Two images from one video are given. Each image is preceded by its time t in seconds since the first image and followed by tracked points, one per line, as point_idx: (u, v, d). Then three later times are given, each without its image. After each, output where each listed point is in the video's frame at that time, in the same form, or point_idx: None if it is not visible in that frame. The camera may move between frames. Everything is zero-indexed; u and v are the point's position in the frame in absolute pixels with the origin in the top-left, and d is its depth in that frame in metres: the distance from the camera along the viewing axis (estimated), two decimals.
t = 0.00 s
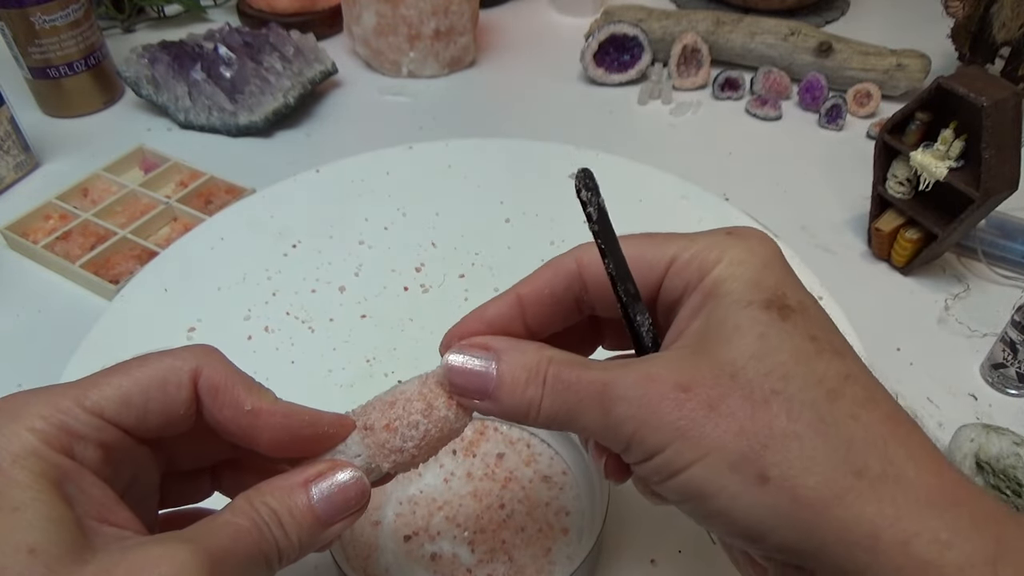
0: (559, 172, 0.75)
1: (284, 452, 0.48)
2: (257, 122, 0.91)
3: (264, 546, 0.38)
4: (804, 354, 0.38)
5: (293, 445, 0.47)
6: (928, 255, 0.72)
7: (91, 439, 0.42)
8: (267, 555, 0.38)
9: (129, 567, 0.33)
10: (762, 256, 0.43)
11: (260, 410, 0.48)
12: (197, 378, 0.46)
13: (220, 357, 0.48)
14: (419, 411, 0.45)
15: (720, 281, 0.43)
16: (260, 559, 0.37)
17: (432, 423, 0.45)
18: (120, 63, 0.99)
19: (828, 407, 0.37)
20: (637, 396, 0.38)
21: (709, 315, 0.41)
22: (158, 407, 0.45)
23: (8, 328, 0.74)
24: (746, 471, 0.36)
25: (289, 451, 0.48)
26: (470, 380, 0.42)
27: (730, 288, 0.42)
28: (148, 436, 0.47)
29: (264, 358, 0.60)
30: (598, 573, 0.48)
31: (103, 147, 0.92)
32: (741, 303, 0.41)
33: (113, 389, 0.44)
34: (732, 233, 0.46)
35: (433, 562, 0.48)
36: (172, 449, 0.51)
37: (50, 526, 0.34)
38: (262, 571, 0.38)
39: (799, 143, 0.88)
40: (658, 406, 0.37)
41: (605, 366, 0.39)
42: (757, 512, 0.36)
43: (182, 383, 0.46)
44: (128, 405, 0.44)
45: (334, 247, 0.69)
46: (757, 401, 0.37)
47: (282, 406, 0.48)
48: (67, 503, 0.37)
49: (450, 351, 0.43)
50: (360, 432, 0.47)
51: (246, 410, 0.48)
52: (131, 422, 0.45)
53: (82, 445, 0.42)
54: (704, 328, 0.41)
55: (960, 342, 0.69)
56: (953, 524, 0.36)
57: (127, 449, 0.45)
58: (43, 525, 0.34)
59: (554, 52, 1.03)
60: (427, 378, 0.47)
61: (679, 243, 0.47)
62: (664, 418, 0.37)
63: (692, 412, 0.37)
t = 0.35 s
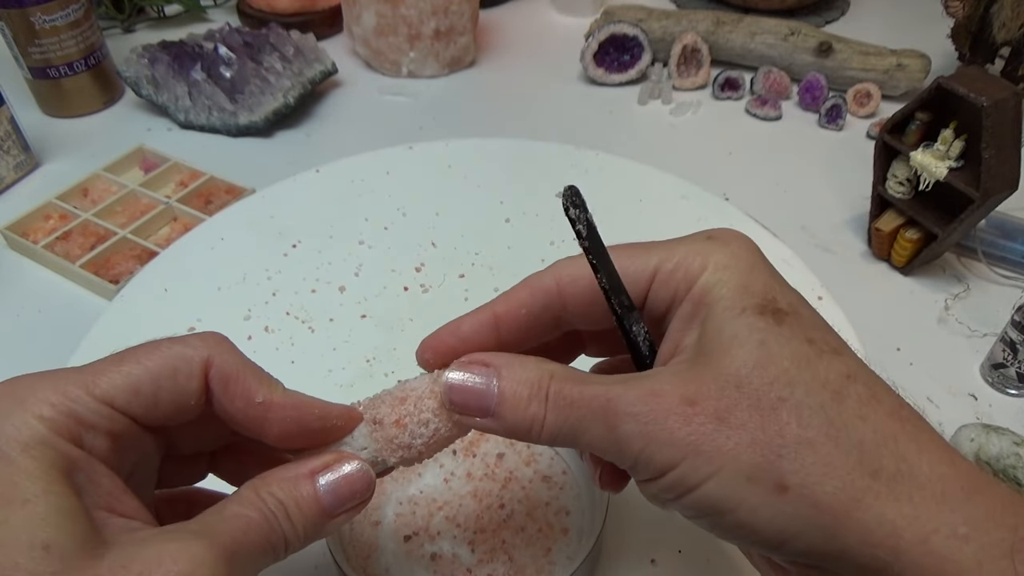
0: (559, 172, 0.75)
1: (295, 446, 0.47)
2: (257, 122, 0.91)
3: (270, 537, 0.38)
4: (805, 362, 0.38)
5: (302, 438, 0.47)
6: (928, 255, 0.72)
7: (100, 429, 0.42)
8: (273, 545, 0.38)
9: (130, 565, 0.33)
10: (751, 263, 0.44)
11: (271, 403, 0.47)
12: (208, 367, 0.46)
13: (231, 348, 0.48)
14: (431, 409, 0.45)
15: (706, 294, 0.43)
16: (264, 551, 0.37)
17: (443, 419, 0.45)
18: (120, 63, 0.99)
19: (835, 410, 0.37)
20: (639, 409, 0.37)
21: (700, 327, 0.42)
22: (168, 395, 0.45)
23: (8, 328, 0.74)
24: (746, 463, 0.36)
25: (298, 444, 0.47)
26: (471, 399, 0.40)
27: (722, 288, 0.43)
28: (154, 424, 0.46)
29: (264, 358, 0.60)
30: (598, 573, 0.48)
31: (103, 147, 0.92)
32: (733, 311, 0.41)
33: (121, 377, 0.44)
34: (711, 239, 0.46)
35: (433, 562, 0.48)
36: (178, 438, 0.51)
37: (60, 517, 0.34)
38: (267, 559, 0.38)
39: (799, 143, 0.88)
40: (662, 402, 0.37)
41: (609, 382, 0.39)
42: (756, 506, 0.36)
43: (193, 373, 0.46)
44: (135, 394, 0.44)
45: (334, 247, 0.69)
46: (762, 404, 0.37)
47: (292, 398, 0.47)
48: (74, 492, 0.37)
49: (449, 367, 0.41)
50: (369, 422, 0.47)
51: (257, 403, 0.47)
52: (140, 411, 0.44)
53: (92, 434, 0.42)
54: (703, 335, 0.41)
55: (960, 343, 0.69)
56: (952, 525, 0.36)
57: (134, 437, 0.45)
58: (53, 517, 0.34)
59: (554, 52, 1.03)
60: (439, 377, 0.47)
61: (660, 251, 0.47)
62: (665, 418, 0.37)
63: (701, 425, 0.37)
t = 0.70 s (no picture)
0: (559, 171, 0.75)
1: (281, 408, 0.52)
2: (257, 122, 0.91)
3: (274, 532, 0.38)
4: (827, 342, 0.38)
5: (293, 395, 0.51)
6: (928, 255, 0.72)
7: (91, 421, 0.42)
8: (276, 539, 0.38)
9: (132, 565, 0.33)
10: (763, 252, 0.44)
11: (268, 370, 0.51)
12: (197, 352, 0.48)
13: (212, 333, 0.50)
14: (435, 392, 0.45)
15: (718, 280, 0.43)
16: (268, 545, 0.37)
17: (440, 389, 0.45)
18: (120, 63, 0.99)
19: (854, 385, 0.37)
20: (660, 389, 0.37)
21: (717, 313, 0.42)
22: (158, 381, 0.46)
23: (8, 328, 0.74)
24: (753, 459, 0.36)
25: (293, 409, 0.52)
26: (478, 384, 0.40)
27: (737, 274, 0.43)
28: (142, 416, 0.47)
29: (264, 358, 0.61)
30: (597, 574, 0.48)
31: (103, 147, 0.92)
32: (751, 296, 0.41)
33: (111, 367, 0.44)
34: (720, 227, 0.47)
35: (434, 562, 0.48)
36: (167, 433, 0.51)
37: (62, 517, 0.34)
38: (271, 552, 0.38)
39: (799, 143, 0.88)
40: (680, 382, 0.37)
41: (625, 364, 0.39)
42: (784, 483, 0.36)
43: (183, 359, 0.47)
44: (126, 383, 0.45)
45: (334, 247, 0.69)
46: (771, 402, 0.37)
47: (285, 365, 0.51)
48: (73, 487, 0.37)
49: (455, 353, 0.40)
50: (372, 407, 0.47)
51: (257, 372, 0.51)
52: (131, 401, 0.45)
53: (82, 426, 0.42)
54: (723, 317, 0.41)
55: (960, 343, 0.69)
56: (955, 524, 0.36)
57: (124, 430, 0.46)
58: (55, 518, 0.34)
59: (554, 52, 1.03)
60: (441, 359, 0.46)
61: (668, 245, 0.47)
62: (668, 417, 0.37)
63: (724, 403, 0.37)
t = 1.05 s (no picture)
0: (558, 171, 0.75)
1: (291, 424, 0.51)
2: (257, 123, 0.91)
3: (268, 527, 0.38)
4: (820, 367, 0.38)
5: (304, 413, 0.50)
6: (928, 255, 0.72)
7: (92, 432, 0.42)
8: (271, 535, 0.38)
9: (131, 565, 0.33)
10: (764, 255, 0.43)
11: (277, 389, 0.50)
12: (206, 367, 0.47)
13: (221, 346, 0.49)
14: (423, 387, 0.45)
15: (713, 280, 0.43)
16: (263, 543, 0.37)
17: (428, 383, 0.45)
18: (120, 63, 0.99)
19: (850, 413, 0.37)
20: (650, 417, 0.37)
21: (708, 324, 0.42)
22: (163, 394, 0.45)
23: (8, 328, 0.74)
24: (755, 464, 0.36)
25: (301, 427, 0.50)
26: (475, 404, 0.40)
27: (732, 284, 0.42)
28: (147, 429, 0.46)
29: (264, 358, 0.61)
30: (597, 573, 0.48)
31: (103, 147, 0.92)
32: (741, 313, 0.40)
33: (117, 378, 0.44)
34: (716, 228, 0.46)
35: (433, 563, 0.48)
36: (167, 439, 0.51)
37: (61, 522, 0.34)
38: (266, 550, 0.38)
39: (799, 144, 0.88)
40: (670, 411, 0.37)
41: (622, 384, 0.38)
42: (775, 514, 0.37)
43: (192, 375, 0.46)
44: (132, 396, 0.44)
45: (334, 247, 0.69)
46: (775, 407, 0.37)
47: (296, 381, 0.50)
48: (69, 497, 0.37)
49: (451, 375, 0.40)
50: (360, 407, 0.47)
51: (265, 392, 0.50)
52: (135, 415, 0.45)
53: (83, 436, 0.41)
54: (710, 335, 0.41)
55: (960, 343, 0.69)
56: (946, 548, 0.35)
57: (127, 442, 0.45)
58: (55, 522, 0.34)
59: (554, 52, 1.03)
60: (430, 356, 0.47)
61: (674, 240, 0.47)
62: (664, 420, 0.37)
63: (715, 434, 0.36)
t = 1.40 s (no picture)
0: (558, 172, 0.75)
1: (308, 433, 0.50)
2: (257, 122, 0.91)
3: (277, 537, 0.38)
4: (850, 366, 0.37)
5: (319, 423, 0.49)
6: (928, 255, 0.72)
7: (121, 432, 0.42)
8: (280, 546, 0.38)
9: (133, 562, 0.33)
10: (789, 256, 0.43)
11: (293, 397, 0.49)
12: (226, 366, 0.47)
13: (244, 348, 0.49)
14: (429, 403, 0.45)
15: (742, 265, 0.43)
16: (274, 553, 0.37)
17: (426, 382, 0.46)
18: (121, 63, 0.99)
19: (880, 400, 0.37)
20: (672, 407, 0.37)
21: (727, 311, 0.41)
22: (187, 392, 0.45)
23: (8, 328, 0.74)
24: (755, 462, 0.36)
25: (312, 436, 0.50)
26: (495, 387, 0.40)
27: (754, 273, 0.42)
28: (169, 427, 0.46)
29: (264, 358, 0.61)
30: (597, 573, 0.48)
31: (103, 147, 0.92)
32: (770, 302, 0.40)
33: (145, 378, 0.44)
34: (740, 215, 0.46)
35: (433, 563, 0.48)
36: (181, 439, 0.50)
37: (75, 513, 0.34)
38: (274, 560, 0.38)
39: (800, 144, 0.88)
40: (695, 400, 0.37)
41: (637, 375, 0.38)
42: (805, 501, 0.36)
43: (215, 375, 0.46)
44: (158, 396, 0.44)
45: (334, 247, 0.69)
46: (776, 405, 0.36)
47: (312, 391, 0.50)
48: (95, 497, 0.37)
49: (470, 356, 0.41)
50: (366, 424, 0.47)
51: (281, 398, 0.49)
52: (161, 414, 0.45)
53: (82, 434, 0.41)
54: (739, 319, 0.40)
55: (960, 343, 0.69)
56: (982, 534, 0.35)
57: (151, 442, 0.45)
58: (68, 514, 0.34)
59: (554, 52, 1.03)
60: (436, 371, 0.47)
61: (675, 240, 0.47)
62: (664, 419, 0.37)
63: (739, 423, 0.36)
